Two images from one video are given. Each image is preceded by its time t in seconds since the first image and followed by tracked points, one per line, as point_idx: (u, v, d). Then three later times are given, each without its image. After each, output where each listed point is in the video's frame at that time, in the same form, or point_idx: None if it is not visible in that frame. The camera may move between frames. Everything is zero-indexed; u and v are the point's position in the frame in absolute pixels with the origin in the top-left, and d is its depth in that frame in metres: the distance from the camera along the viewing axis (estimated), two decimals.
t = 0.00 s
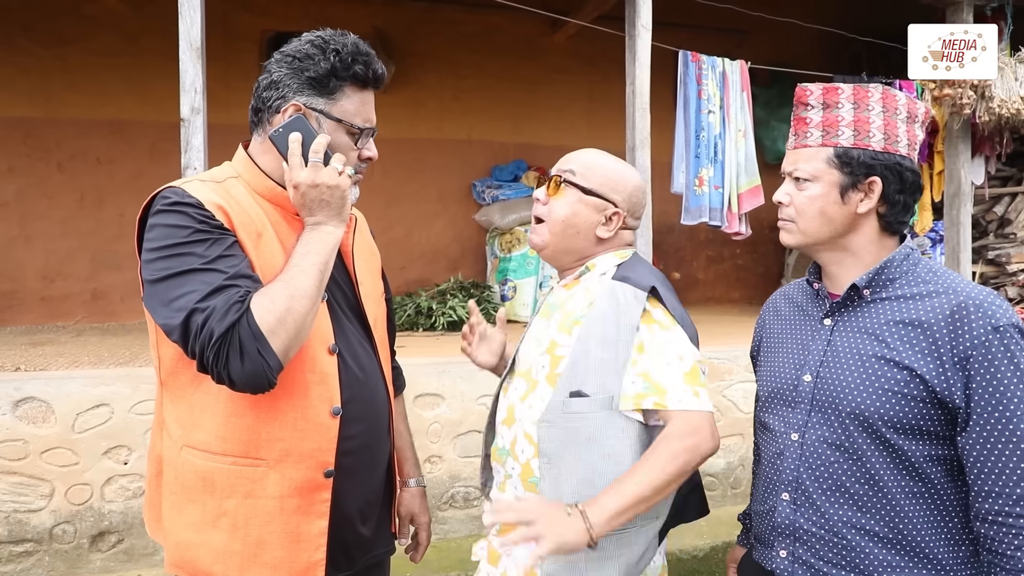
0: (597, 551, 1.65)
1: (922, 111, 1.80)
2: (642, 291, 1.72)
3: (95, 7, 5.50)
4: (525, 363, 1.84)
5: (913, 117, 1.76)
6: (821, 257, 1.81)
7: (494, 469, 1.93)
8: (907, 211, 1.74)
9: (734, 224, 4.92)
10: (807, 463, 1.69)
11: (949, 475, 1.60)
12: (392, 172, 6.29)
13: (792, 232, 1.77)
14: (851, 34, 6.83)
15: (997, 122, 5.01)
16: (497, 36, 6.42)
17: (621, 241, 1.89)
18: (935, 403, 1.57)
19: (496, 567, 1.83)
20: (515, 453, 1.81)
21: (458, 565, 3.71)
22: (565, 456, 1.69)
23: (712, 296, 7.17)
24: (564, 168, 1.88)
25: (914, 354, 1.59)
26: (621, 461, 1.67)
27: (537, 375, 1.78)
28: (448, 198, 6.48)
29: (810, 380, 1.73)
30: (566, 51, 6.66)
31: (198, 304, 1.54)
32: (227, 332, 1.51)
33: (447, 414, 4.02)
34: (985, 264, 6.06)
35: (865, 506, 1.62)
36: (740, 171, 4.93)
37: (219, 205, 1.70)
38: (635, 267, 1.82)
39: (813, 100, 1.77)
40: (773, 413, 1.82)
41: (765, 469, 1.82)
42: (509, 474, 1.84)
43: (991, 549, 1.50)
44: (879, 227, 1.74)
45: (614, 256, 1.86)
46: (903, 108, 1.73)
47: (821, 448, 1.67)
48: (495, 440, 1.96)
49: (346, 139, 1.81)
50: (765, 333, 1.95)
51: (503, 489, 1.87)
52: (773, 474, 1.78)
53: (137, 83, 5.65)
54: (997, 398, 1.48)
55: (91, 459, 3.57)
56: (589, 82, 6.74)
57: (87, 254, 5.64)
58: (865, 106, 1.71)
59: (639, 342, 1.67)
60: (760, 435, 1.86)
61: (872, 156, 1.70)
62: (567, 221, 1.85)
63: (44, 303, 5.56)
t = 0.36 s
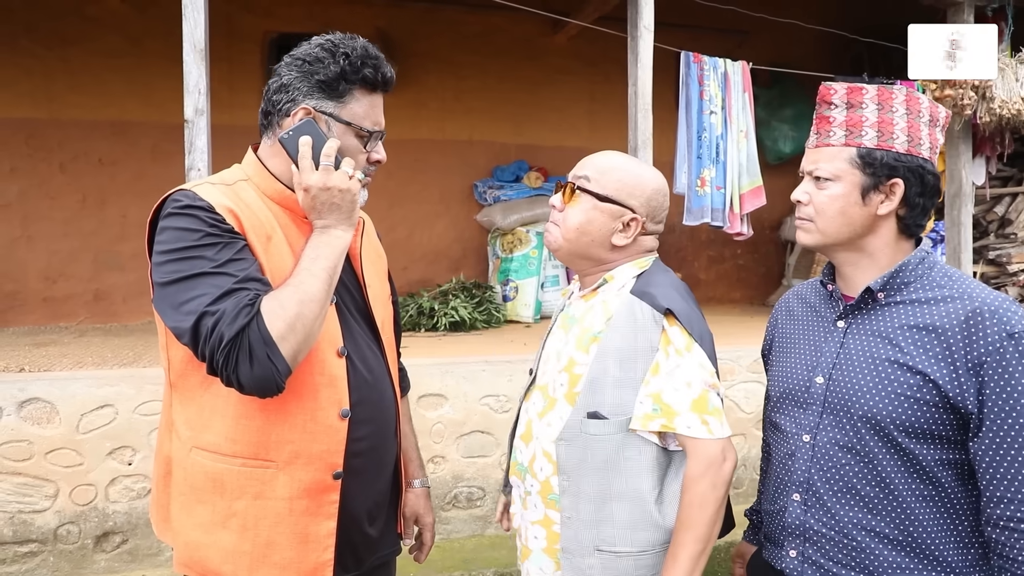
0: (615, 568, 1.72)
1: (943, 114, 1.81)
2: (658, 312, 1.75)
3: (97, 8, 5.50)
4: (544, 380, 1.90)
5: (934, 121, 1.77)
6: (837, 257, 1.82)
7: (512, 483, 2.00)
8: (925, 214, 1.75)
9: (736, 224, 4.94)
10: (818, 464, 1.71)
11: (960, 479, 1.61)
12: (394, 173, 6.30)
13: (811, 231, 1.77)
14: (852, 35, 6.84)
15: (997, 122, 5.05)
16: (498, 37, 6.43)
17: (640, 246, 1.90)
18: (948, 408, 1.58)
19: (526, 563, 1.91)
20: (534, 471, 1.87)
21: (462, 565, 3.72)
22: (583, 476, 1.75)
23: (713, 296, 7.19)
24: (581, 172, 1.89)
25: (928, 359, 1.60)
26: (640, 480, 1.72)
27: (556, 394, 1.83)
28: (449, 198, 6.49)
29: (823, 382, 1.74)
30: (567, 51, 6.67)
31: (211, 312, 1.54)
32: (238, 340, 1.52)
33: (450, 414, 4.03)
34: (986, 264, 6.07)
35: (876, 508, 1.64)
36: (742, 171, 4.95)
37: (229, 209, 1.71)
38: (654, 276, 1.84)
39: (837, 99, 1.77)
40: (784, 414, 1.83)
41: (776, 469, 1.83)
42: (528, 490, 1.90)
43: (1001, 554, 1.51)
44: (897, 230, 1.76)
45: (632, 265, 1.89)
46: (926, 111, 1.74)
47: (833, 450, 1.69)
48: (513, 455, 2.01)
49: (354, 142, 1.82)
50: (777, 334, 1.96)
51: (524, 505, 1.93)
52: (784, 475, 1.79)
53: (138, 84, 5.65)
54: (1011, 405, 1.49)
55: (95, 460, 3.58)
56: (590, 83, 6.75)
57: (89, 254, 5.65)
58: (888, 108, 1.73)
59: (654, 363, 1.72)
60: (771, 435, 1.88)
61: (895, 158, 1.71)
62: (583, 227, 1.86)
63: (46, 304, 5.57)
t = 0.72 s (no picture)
0: (613, 562, 1.74)
1: (942, 116, 1.82)
2: (646, 307, 1.77)
3: (96, 10, 5.50)
4: (533, 379, 1.90)
5: (933, 122, 1.79)
6: (840, 260, 1.81)
7: (503, 483, 1.97)
8: (927, 215, 1.76)
9: (735, 225, 4.94)
10: (818, 463, 1.71)
11: (959, 478, 1.62)
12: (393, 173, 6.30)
13: (814, 234, 1.78)
14: (851, 35, 6.85)
15: (996, 122, 5.06)
16: (498, 38, 6.44)
17: (627, 245, 1.91)
18: (948, 407, 1.58)
19: (523, 565, 1.89)
20: (525, 469, 1.85)
21: (462, 565, 3.72)
22: (578, 473, 1.76)
23: (712, 296, 7.19)
24: (569, 173, 1.90)
25: (927, 358, 1.60)
26: (636, 473, 1.74)
27: (546, 392, 1.83)
28: (449, 199, 6.49)
29: (823, 381, 1.75)
30: (567, 52, 6.67)
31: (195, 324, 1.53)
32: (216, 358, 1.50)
33: (450, 415, 4.03)
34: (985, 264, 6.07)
35: (876, 507, 1.64)
36: (741, 172, 4.95)
37: (233, 216, 1.71)
38: (639, 275, 1.87)
39: (837, 102, 1.77)
40: (785, 413, 1.84)
41: (776, 468, 1.84)
42: (519, 489, 1.88)
43: (1001, 553, 1.51)
44: (900, 231, 1.76)
45: (617, 265, 1.90)
46: (926, 113, 1.75)
47: (833, 449, 1.69)
48: (504, 455, 1.99)
49: (341, 141, 1.76)
50: (778, 334, 1.97)
51: (514, 505, 1.91)
52: (785, 474, 1.79)
53: (138, 85, 5.65)
54: (1010, 404, 1.50)
55: (95, 462, 3.58)
56: (589, 83, 6.75)
57: (89, 255, 5.65)
58: (888, 111, 1.73)
59: (644, 358, 1.74)
60: (772, 434, 1.88)
61: (896, 159, 1.72)
62: (572, 226, 1.87)
63: (46, 305, 5.57)
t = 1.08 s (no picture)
0: (608, 551, 1.74)
1: (935, 117, 1.82)
2: (628, 305, 1.77)
3: (93, 9, 5.49)
4: (516, 380, 1.89)
5: (926, 123, 1.78)
6: (834, 259, 1.81)
7: (489, 483, 1.96)
8: (920, 214, 1.75)
9: (733, 225, 4.93)
10: (811, 462, 1.71)
11: (952, 478, 1.61)
12: (392, 173, 6.29)
13: (808, 232, 1.77)
14: (849, 35, 6.85)
15: (993, 122, 5.03)
16: (495, 37, 6.43)
17: (603, 246, 1.93)
18: (939, 406, 1.58)
19: (505, 563, 1.87)
20: (513, 469, 1.85)
21: (459, 566, 3.72)
22: (567, 469, 1.75)
23: (710, 296, 7.19)
24: (546, 176, 1.92)
25: (919, 356, 1.60)
26: (625, 466, 1.74)
27: (531, 392, 1.82)
28: (447, 199, 6.49)
29: (816, 380, 1.75)
30: (565, 52, 6.66)
31: (179, 333, 1.52)
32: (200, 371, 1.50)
33: (448, 415, 4.03)
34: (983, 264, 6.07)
35: (868, 505, 1.64)
36: (738, 171, 4.94)
37: (228, 221, 1.67)
38: (615, 274, 1.88)
39: (832, 102, 1.77)
40: (778, 412, 1.84)
41: (771, 468, 1.83)
42: (507, 489, 1.87)
43: (995, 553, 1.51)
44: (893, 230, 1.76)
45: (593, 265, 1.91)
46: (918, 113, 1.76)
47: (825, 448, 1.69)
48: (490, 456, 1.98)
49: (330, 144, 1.76)
50: (772, 334, 1.97)
51: (501, 504, 1.89)
52: (779, 473, 1.79)
53: (135, 85, 5.64)
54: (1002, 402, 1.49)
55: (92, 463, 3.57)
56: (587, 83, 6.75)
57: (86, 255, 5.64)
58: (882, 110, 1.73)
59: (629, 354, 1.76)
60: (766, 434, 1.88)
61: (890, 158, 1.72)
62: (553, 228, 1.88)
63: (42, 306, 5.56)
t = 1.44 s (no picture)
0: (605, 565, 1.73)
1: (936, 118, 1.80)
2: (629, 304, 1.76)
3: (90, 8, 5.48)
4: (514, 382, 1.88)
5: (926, 123, 1.77)
6: (829, 256, 1.81)
7: (482, 487, 1.95)
8: (916, 214, 1.74)
9: (731, 224, 4.91)
10: (809, 463, 1.70)
11: (951, 478, 1.60)
12: (389, 172, 6.27)
13: (802, 227, 1.77)
14: (848, 33, 6.84)
15: (993, 121, 5.03)
16: (493, 36, 6.42)
17: (605, 245, 1.92)
18: (936, 406, 1.57)
19: (511, 566, 1.86)
20: (507, 474, 1.83)
21: (457, 565, 3.71)
22: (564, 475, 1.74)
23: (708, 295, 7.18)
24: (544, 172, 1.90)
25: (916, 356, 1.59)
26: (623, 472, 1.73)
27: (529, 394, 1.81)
28: (445, 198, 6.48)
29: (813, 380, 1.74)
30: (563, 50, 6.65)
31: (179, 334, 1.50)
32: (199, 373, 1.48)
33: (445, 415, 4.02)
34: (982, 263, 6.07)
35: (866, 506, 1.63)
36: (737, 170, 4.93)
37: (227, 219, 1.66)
38: (619, 272, 1.87)
39: (831, 97, 1.76)
40: (775, 412, 1.83)
41: (768, 468, 1.83)
42: (501, 493, 1.86)
43: (993, 553, 1.50)
44: (888, 229, 1.75)
45: (596, 264, 1.90)
46: (919, 112, 1.74)
47: (822, 449, 1.68)
48: (483, 459, 1.97)
49: (334, 142, 1.75)
50: (769, 333, 1.96)
51: (497, 508, 1.88)
52: (776, 474, 1.78)
53: (132, 84, 5.63)
54: (999, 402, 1.48)
55: (88, 463, 3.56)
56: (585, 82, 6.74)
57: (83, 254, 5.62)
58: (881, 108, 1.72)
59: (630, 356, 1.74)
60: (764, 434, 1.88)
61: (886, 156, 1.70)
62: (549, 226, 1.87)
63: (39, 305, 5.55)
